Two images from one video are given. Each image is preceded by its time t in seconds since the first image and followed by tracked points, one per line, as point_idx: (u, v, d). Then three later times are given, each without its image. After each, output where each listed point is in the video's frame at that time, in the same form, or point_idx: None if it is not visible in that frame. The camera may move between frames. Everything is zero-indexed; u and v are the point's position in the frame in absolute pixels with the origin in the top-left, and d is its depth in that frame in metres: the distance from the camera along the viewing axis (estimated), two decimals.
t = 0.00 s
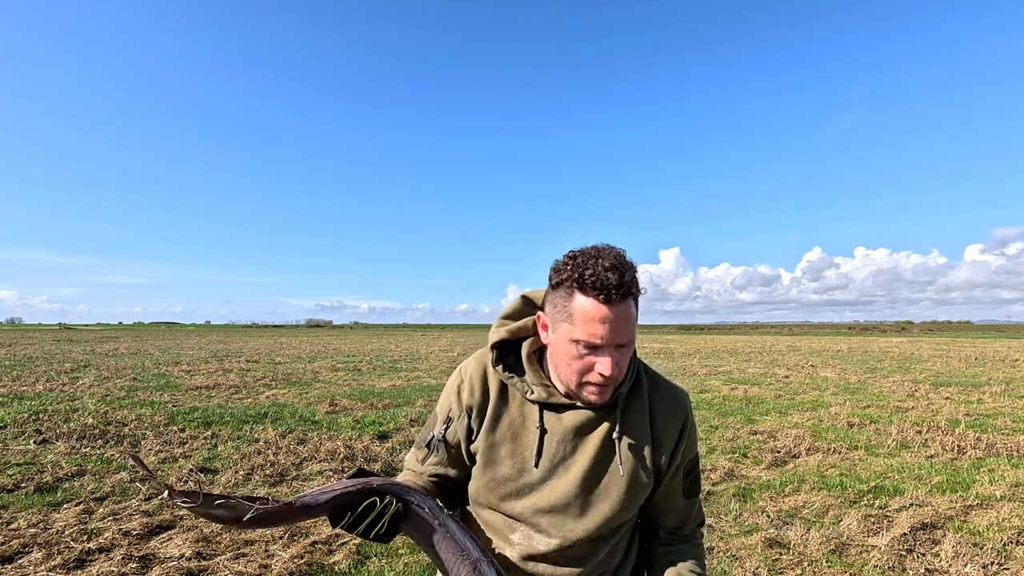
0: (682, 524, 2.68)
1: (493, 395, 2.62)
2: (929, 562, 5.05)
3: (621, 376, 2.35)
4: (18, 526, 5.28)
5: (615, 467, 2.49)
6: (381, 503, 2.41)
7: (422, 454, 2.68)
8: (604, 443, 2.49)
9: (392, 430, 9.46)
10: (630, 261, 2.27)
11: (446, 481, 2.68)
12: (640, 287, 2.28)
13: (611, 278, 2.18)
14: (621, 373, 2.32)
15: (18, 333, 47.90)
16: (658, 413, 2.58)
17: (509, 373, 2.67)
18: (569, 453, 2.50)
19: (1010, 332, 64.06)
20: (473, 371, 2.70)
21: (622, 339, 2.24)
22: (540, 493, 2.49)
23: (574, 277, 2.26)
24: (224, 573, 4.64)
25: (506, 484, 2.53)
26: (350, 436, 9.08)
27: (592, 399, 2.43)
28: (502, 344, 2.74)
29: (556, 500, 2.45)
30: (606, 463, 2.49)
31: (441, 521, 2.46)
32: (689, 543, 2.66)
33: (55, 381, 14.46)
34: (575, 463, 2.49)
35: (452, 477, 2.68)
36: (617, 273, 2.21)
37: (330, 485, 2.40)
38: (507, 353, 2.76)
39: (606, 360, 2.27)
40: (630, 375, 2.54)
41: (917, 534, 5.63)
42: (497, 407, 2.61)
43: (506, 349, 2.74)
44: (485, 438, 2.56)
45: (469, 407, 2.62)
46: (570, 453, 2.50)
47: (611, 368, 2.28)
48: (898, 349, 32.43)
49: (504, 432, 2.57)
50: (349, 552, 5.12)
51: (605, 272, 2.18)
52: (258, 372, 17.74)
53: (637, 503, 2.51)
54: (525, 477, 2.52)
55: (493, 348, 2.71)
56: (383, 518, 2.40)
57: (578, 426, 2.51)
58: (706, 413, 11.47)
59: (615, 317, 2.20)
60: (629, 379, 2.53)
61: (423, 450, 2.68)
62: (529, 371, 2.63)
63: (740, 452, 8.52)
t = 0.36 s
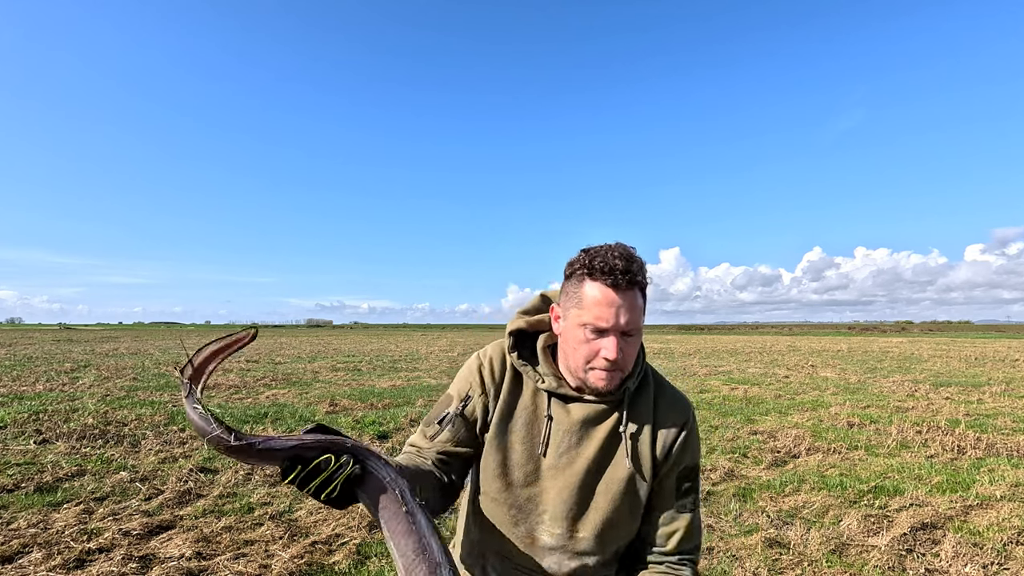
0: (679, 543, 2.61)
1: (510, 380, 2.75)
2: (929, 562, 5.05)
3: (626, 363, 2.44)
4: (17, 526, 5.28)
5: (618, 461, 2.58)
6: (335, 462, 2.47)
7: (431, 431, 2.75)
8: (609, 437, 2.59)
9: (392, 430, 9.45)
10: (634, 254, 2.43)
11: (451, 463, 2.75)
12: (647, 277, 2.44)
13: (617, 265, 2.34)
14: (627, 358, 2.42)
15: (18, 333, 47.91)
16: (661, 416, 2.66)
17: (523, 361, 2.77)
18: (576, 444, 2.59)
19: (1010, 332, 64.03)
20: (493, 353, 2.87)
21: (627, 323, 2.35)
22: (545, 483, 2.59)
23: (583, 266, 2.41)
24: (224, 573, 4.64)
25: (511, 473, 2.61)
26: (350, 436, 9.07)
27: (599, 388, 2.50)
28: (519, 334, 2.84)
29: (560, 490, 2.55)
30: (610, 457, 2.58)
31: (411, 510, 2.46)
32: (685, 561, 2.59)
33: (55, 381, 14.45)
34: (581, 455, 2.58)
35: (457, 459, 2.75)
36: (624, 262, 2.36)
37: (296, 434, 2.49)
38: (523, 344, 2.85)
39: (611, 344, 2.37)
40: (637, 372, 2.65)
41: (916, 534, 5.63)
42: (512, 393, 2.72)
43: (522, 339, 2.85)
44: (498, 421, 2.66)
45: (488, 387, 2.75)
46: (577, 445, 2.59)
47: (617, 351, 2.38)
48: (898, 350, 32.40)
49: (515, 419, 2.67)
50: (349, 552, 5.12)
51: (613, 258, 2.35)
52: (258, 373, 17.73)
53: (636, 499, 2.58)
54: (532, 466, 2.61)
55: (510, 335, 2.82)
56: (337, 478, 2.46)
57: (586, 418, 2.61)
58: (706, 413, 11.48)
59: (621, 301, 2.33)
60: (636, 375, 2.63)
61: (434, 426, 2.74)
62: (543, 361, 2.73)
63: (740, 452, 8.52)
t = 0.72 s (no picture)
0: (668, 536, 2.48)
1: (513, 372, 2.78)
2: (929, 562, 5.05)
3: (617, 360, 2.44)
4: (18, 526, 5.28)
5: (614, 457, 2.57)
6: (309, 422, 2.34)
7: (432, 408, 2.67)
8: (605, 433, 2.59)
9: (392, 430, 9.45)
10: (630, 251, 2.41)
11: (450, 442, 2.62)
12: (641, 273, 2.42)
13: (610, 263, 2.33)
14: (617, 355, 2.42)
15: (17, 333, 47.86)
16: (656, 409, 2.64)
17: (524, 354, 2.80)
18: (573, 440, 2.59)
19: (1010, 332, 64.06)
20: (498, 345, 2.92)
21: (617, 321, 2.34)
22: (543, 479, 2.60)
23: (577, 262, 2.42)
24: (224, 573, 4.64)
25: (509, 467, 2.63)
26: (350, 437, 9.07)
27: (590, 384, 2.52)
28: (522, 326, 2.88)
29: (556, 487, 2.56)
30: (605, 452, 2.59)
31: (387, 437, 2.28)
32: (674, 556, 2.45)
33: (55, 381, 14.45)
34: (577, 451, 2.58)
35: (456, 439, 2.64)
36: (617, 260, 2.35)
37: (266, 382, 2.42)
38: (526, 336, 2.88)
39: (601, 340, 2.37)
40: (635, 369, 2.65)
41: (917, 534, 5.63)
42: (516, 385, 2.75)
43: (526, 332, 2.88)
44: (503, 412, 2.69)
45: (493, 377, 2.78)
46: (573, 441, 2.59)
47: (606, 348, 2.38)
48: (898, 350, 32.42)
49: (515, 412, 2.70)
50: (349, 552, 5.12)
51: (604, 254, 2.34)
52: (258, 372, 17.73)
53: (629, 492, 2.56)
54: (529, 462, 2.62)
55: (513, 328, 2.85)
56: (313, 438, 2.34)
57: (582, 414, 2.60)
58: (706, 413, 11.48)
59: (611, 299, 2.32)
60: (633, 373, 2.63)
61: (435, 404, 2.68)
62: (543, 355, 2.75)
63: (740, 452, 8.52)
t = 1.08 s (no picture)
0: (681, 537, 2.43)
1: (505, 393, 2.79)
2: (929, 562, 5.05)
3: (605, 360, 2.43)
4: (18, 526, 5.28)
5: (614, 466, 2.57)
6: (330, 512, 2.18)
7: (444, 457, 2.71)
8: (604, 443, 2.59)
9: (392, 430, 9.45)
10: (606, 248, 2.43)
11: (471, 486, 2.70)
12: (622, 271, 2.43)
13: (588, 261, 2.34)
14: (604, 354, 2.42)
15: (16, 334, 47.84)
16: (652, 411, 2.64)
17: (512, 372, 2.81)
18: (572, 454, 2.61)
19: (1010, 332, 64.06)
20: (486, 367, 2.93)
21: (602, 319, 2.34)
22: (546, 496, 2.62)
23: (555, 265, 2.43)
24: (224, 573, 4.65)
25: (511, 486, 2.66)
26: (350, 436, 9.07)
27: (582, 387, 2.51)
28: (506, 343, 2.90)
29: (560, 502, 2.58)
30: (605, 462, 2.59)
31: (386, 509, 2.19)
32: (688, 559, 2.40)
33: (56, 381, 14.45)
34: (577, 464, 2.59)
35: (475, 480, 2.71)
36: (594, 257, 2.36)
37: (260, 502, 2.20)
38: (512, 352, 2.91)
39: (588, 341, 2.37)
40: (627, 371, 2.67)
41: (916, 533, 5.63)
42: (509, 404, 2.77)
43: (510, 349, 2.91)
44: (502, 434, 2.70)
45: (488, 402, 2.79)
46: (573, 455, 2.60)
47: (593, 348, 2.39)
48: (898, 349, 32.40)
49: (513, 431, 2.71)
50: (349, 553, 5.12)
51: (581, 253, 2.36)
52: (258, 373, 17.73)
53: (631, 497, 2.56)
54: (532, 480, 2.64)
55: (497, 346, 2.87)
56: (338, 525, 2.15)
57: (579, 427, 2.61)
58: (706, 413, 11.47)
59: (593, 296, 2.33)
60: (625, 375, 2.64)
61: (446, 452, 2.70)
62: (531, 369, 2.76)
63: (740, 452, 8.52)
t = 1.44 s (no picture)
0: (678, 554, 2.46)
1: (512, 379, 2.80)
2: (929, 562, 5.05)
3: (618, 358, 2.43)
4: (18, 526, 5.28)
5: (610, 465, 2.60)
6: (319, 408, 2.45)
7: (441, 424, 2.71)
8: (601, 441, 2.61)
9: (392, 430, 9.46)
10: (625, 247, 2.44)
11: (463, 457, 2.67)
12: (639, 269, 2.43)
13: (608, 258, 2.34)
14: (618, 353, 2.42)
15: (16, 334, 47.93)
16: (655, 419, 2.61)
17: (519, 360, 2.82)
18: (569, 450, 2.62)
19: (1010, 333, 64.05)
20: (496, 351, 2.95)
21: (618, 316, 2.35)
22: (541, 488, 2.64)
23: (574, 260, 2.43)
24: (224, 573, 4.65)
25: (508, 479, 2.64)
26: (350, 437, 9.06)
27: (593, 384, 2.51)
28: (517, 331, 2.90)
29: (553, 496, 2.60)
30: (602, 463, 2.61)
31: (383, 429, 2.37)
32: None
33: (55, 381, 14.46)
34: (573, 460, 2.61)
35: (469, 452, 2.69)
36: (613, 255, 2.37)
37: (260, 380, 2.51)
38: (524, 339, 2.91)
39: (603, 338, 2.37)
40: (634, 374, 2.66)
41: (917, 533, 5.63)
42: (516, 390, 2.77)
43: (522, 336, 2.90)
44: (504, 419, 2.70)
45: (494, 382, 2.81)
46: (569, 450, 2.62)
47: (608, 346, 2.38)
48: (898, 350, 32.40)
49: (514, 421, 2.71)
50: (349, 552, 5.12)
51: (600, 248, 2.36)
52: (258, 373, 17.73)
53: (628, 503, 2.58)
54: (527, 472, 2.65)
55: (508, 333, 2.88)
56: (323, 424, 2.41)
57: (579, 422, 2.63)
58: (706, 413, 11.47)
59: (611, 293, 2.33)
60: (632, 377, 2.64)
61: (443, 419, 2.72)
62: (538, 360, 2.78)
63: (740, 452, 8.52)
